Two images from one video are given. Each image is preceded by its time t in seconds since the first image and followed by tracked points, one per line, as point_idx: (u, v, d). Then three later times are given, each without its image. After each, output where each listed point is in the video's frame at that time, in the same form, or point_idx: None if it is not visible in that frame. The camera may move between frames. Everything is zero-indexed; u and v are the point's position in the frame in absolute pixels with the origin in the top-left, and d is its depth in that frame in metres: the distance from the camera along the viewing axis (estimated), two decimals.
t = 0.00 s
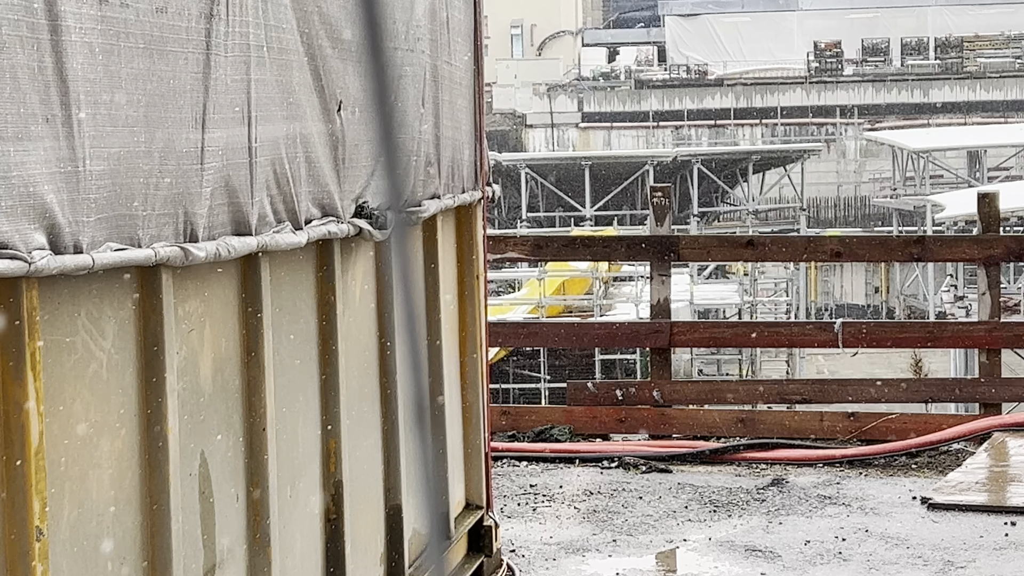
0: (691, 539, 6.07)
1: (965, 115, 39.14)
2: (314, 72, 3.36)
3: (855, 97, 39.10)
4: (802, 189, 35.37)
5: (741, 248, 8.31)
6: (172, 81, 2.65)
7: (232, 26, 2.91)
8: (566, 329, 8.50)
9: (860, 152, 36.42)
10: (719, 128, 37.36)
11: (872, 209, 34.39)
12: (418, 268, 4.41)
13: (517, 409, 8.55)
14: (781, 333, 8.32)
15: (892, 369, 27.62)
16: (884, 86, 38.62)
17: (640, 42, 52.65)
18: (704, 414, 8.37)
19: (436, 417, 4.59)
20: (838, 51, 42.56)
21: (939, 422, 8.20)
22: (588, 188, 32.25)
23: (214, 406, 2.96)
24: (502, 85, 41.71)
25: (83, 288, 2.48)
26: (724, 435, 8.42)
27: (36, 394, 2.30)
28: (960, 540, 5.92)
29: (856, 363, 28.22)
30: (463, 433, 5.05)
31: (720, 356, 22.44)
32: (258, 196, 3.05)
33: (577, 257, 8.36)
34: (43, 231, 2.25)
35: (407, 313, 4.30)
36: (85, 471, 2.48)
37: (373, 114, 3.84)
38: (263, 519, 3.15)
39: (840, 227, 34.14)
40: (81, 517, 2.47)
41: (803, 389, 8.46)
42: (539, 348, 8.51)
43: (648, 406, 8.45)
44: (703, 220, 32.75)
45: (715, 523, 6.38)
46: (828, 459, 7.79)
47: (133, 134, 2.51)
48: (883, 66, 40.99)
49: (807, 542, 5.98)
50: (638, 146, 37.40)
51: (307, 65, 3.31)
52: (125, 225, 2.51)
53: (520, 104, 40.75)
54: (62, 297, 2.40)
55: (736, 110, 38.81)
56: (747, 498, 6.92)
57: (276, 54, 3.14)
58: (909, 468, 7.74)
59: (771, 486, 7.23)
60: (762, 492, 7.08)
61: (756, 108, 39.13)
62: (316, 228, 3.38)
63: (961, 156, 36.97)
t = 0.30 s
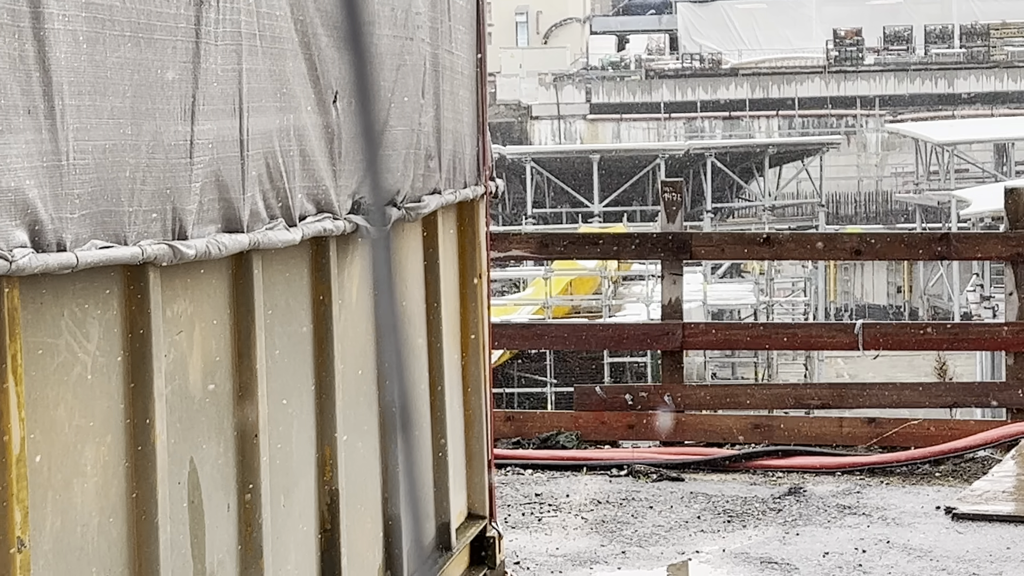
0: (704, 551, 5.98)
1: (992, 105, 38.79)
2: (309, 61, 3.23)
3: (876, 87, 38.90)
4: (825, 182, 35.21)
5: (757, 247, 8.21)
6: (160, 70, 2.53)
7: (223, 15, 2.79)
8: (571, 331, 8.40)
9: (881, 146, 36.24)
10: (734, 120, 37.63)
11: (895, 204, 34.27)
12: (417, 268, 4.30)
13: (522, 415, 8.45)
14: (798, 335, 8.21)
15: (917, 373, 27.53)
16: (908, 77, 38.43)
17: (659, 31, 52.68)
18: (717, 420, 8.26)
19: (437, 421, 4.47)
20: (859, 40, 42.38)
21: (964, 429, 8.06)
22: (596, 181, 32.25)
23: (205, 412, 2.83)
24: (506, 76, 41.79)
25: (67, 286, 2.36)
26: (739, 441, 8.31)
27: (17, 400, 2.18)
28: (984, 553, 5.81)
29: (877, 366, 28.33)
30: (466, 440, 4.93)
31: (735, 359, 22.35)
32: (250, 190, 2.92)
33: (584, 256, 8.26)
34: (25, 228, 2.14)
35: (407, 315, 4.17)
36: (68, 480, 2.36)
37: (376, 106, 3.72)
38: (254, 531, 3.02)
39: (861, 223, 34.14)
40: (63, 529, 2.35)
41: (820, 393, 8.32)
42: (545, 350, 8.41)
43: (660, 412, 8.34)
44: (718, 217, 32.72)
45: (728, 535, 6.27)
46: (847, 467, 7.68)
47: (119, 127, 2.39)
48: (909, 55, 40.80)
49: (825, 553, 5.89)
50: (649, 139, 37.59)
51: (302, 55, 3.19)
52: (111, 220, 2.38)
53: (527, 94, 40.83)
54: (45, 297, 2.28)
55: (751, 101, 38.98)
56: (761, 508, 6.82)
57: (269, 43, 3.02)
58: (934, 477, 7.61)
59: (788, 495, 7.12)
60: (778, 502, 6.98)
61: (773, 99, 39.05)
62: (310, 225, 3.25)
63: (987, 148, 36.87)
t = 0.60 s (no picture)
0: (716, 562, 5.89)
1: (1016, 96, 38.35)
2: (302, 49, 3.12)
3: (896, 76, 38.51)
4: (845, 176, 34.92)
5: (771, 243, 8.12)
6: (147, 60, 2.41)
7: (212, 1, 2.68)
8: (573, 332, 8.29)
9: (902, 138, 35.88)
10: (748, 111, 37.18)
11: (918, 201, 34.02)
12: (415, 266, 4.19)
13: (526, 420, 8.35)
14: (814, 338, 8.10)
15: (940, 375, 27.42)
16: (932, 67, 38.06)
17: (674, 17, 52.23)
18: (731, 426, 8.15)
19: (434, 424, 4.36)
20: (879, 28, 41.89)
21: (988, 434, 7.95)
22: (603, 173, 31.95)
23: (194, 415, 2.72)
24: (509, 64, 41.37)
25: (50, 284, 2.24)
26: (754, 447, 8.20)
27: None
28: (1009, 566, 5.71)
29: (898, 369, 28.38)
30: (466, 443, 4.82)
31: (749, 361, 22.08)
32: (241, 184, 2.82)
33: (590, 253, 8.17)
34: (6, 225, 2.03)
35: (405, 315, 4.06)
36: (51, 486, 2.25)
37: (375, 94, 3.60)
38: (245, 540, 2.92)
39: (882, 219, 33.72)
40: (45, 538, 2.23)
41: (839, 397, 8.21)
42: (549, 352, 8.30)
43: (672, 417, 8.23)
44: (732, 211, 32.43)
45: (742, 545, 6.17)
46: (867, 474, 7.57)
47: (103, 118, 2.27)
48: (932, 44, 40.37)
49: (843, 565, 5.81)
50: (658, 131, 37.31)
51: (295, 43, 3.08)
52: (93, 216, 2.27)
53: (531, 84, 40.45)
54: (26, 296, 2.17)
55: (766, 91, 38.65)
56: (776, 517, 6.71)
57: (262, 31, 2.91)
58: (959, 485, 7.49)
59: (805, 504, 7.02)
60: (796, 510, 6.88)
61: (790, 89, 38.71)
62: (303, 221, 3.14)
63: (1013, 139, 36.49)
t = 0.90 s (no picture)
0: None
1: None
2: (278, 38, 2.99)
3: (902, 63, 38.28)
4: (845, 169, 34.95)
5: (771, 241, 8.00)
6: (112, 48, 2.28)
7: None
8: (560, 333, 8.19)
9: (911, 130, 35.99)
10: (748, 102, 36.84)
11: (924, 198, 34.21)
12: (395, 263, 4.07)
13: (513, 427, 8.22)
14: (817, 341, 8.01)
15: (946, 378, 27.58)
16: (939, 55, 37.91)
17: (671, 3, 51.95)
18: (727, 433, 8.04)
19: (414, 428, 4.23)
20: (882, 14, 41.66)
21: (997, 442, 7.84)
22: (595, 166, 31.82)
23: (163, 422, 2.60)
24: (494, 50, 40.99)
25: (10, 287, 2.11)
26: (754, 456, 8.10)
27: None
28: None
29: (904, 372, 28.76)
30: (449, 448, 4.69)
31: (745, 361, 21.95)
32: (213, 179, 2.69)
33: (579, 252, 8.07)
34: None
35: (385, 315, 3.94)
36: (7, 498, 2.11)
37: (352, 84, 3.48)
38: (217, 554, 2.79)
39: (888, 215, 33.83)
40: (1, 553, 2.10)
41: (842, 403, 8.10)
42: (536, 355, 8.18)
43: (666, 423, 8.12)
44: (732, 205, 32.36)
45: (742, 559, 6.07)
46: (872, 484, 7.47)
47: (64, 105, 2.13)
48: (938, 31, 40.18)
49: None
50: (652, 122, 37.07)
51: (266, 28, 2.95)
52: (53, 211, 2.13)
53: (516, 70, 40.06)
54: None
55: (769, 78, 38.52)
56: (777, 530, 6.61)
57: (233, 16, 2.78)
58: (968, 496, 7.36)
59: (807, 516, 6.93)
60: (798, 522, 6.77)
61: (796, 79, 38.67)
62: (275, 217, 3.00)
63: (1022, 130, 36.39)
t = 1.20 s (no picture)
0: None
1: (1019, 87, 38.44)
2: (238, 28, 2.92)
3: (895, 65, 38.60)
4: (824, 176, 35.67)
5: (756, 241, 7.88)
6: (63, 37, 2.19)
7: None
8: (537, 339, 8.11)
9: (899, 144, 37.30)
10: (726, 93, 38.81)
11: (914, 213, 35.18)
12: (359, 268, 3.97)
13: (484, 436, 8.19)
14: (801, 346, 7.88)
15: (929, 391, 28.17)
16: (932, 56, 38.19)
17: None
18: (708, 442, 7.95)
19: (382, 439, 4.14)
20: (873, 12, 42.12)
21: (988, 450, 7.73)
22: (569, 160, 32.30)
23: (117, 431, 2.49)
24: (464, 41, 41.98)
25: None
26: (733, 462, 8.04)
27: None
28: None
29: (887, 380, 30.40)
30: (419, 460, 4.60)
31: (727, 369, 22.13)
32: (170, 175, 2.60)
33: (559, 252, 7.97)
34: None
35: (349, 321, 3.84)
36: None
37: (317, 76, 3.43)
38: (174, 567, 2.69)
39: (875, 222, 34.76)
40: None
41: (828, 410, 7.98)
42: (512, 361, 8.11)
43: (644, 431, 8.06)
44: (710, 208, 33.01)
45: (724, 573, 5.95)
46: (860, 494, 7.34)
47: (15, 99, 2.04)
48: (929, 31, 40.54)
49: None
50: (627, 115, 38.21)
51: (229, 18, 2.87)
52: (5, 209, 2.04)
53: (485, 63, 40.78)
54: None
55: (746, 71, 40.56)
56: (762, 543, 6.48)
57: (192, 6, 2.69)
58: (958, 505, 7.23)
59: (791, 527, 6.80)
60: (782, 535, 6.65)
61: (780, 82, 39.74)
62: (239, 216, 2.92)
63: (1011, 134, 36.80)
